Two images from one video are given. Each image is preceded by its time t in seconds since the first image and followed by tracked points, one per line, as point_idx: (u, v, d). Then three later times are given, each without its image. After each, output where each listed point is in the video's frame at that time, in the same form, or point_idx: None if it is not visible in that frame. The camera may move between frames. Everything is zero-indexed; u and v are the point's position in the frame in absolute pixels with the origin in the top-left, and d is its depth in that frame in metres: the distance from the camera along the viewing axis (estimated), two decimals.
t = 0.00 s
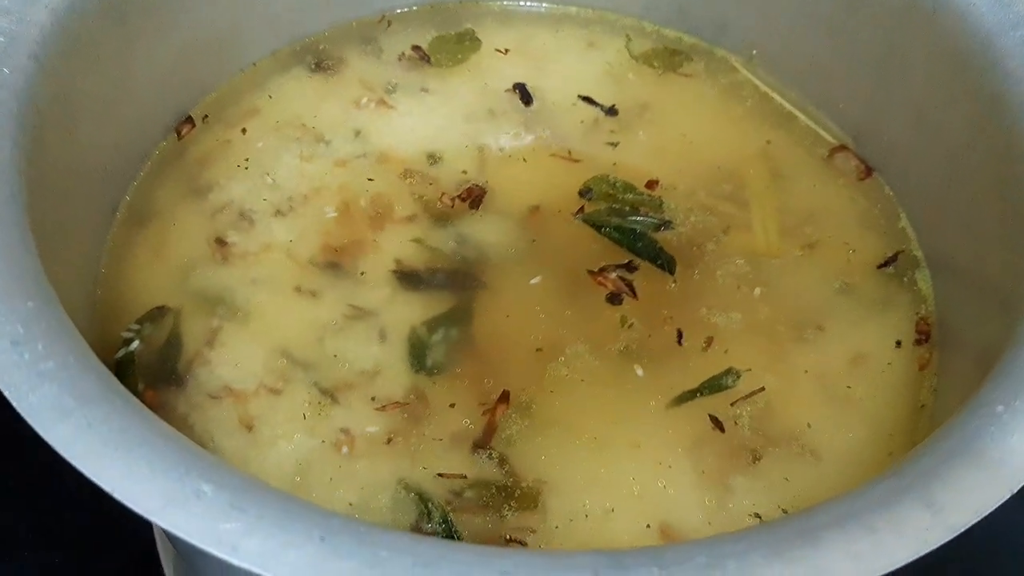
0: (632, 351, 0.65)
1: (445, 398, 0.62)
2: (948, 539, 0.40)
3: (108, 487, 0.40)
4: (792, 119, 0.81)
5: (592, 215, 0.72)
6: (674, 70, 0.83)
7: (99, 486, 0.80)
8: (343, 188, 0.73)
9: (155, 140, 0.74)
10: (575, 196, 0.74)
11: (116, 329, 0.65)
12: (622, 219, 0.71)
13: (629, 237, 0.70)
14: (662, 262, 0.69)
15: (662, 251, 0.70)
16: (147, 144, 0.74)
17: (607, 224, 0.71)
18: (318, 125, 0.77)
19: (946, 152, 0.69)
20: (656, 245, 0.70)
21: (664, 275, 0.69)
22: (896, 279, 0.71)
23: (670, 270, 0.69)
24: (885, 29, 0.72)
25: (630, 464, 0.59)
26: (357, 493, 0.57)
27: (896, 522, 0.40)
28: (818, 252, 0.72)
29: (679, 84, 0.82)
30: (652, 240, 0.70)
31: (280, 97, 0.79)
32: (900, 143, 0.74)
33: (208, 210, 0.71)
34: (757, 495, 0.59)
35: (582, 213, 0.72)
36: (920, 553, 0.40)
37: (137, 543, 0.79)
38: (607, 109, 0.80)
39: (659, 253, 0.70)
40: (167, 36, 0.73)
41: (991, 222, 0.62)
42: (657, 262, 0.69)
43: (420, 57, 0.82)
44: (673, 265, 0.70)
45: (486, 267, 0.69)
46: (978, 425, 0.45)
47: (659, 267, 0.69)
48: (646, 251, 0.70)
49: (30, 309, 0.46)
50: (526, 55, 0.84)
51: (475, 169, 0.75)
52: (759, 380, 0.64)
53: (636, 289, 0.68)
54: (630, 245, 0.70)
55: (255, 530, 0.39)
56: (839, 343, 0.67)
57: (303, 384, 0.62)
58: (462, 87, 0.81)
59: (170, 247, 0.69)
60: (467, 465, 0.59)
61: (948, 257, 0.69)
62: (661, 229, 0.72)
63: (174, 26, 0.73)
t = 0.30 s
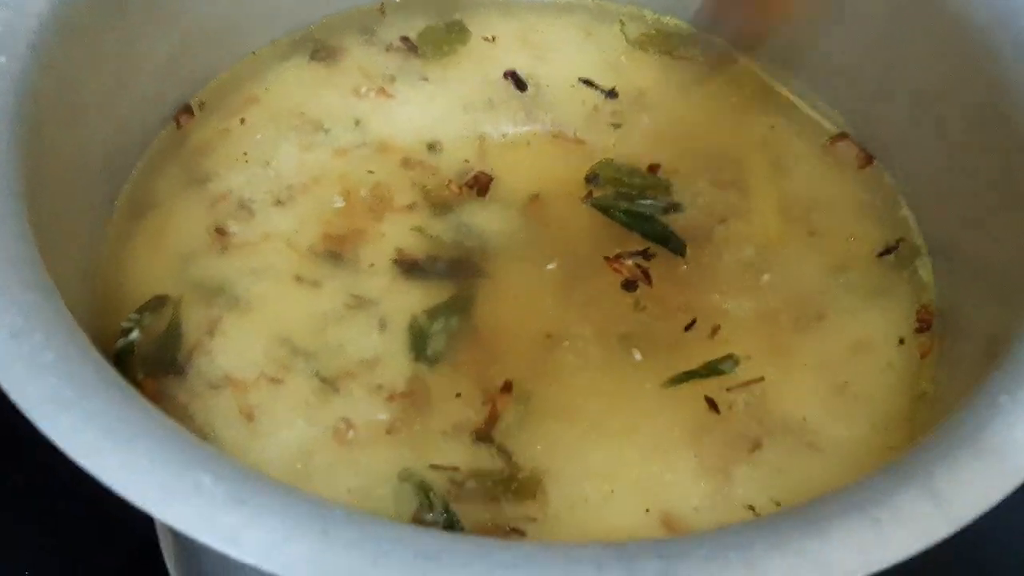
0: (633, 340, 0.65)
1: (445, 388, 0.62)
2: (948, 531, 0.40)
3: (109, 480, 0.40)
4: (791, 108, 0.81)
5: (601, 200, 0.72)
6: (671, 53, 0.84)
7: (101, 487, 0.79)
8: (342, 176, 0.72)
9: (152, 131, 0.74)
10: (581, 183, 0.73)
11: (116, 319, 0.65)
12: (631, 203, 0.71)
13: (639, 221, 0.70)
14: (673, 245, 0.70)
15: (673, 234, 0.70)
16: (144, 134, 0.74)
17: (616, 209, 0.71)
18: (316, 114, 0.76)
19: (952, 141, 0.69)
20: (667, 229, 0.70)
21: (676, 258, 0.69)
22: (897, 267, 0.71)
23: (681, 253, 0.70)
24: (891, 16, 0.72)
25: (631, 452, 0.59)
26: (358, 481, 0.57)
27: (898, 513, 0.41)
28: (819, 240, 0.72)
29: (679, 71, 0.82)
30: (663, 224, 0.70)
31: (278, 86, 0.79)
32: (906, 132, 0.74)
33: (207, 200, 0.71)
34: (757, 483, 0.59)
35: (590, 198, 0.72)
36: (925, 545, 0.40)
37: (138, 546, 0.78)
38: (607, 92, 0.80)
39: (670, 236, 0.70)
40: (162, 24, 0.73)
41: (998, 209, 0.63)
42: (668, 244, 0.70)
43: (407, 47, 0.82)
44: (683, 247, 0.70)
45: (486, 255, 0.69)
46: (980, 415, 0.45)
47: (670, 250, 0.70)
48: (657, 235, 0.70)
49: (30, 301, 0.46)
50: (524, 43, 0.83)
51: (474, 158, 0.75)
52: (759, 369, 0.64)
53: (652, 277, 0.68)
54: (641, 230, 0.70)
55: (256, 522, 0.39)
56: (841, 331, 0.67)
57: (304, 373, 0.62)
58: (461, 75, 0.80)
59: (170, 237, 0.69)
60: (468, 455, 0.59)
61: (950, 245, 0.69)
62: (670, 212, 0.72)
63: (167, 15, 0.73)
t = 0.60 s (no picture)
0: (635, 328, 0.64)
1: (444, 378, 0.61)
2: (959, 523, 0.39)
3: (99, 474, 0.39)
4: (786, 93, 0.80)
5: (610, 182, 0.71)
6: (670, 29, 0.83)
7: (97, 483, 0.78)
8: (334, 165, 0.71)
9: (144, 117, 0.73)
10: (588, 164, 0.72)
11: (108, 308, 0.64)
12: (642, 182, 0.70)
13: (649, 201, 0.69)
14: (685, 226, 0.69)
15: (684, 215, 0.69)
16: (135, 119, 0.72)
17: (626, 190, 0.70)
18: (307, 101, 0.75)
19: (959, 125, 0.68)
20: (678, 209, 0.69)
21: (689, 239, 0.69)
22: (902, 254, 0.70)
23: (693, 234, 0.69)
24: None
25: (633, 442, 0.58)
26: (355, 474, 0.56)
27: (907, 505, 0.40)
28: (823, 227, 0.71)
29: (680, 56, 0.80)
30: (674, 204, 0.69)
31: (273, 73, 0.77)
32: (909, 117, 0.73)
33: (200, 187, 0.70)
34: (761, 474, 0.58)
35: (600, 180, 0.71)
36: (931, 538, 0.39)
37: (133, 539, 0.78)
38: (607, 69, 0.79)
39: (682, 216, 0.69)
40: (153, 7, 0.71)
41: (1006, 193, 0.61)
42: (680, 225, 0.69)
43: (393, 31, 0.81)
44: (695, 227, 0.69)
45: (485, 243, 0.68)
46: (990, 404, 0.44)
47: (682, 231, 0.69)
48: (668, 216, 0.69)
49: (17, 291, 0.45)
50: (520, 29, 0.82)
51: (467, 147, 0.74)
52: (764, 357, 0.63)
53: (670, 263, 0.67)
54: (652, 210, 0.69)
55: (251, 517, 0.38)
56: (846, 319, 0.66)
57: (300, 363, 0.61)
58: (456, 61, 0.79)
59: (162, 225, 0.68)
60: (467, 446, 0.58)
61: (957, 230, 0.68)
62: (681, 192, 0.71)
63: None
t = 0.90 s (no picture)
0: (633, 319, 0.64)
1: (442, 370, 0.61)
2: (957, 513, 0.39)
3: (98, 467, 0.39)
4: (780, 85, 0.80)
5: (618, 168, 0.71)
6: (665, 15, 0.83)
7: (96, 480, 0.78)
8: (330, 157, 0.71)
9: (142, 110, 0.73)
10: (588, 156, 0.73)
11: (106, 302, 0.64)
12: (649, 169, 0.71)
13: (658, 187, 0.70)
14: (694, 212, 0.69)
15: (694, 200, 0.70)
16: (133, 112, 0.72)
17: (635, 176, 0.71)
18: (302, 92, 0.75)
19: (962, 114, 0.68)
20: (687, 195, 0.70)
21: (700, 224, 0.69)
22: (901, 244, 0.70)
23: (703, 218, 0.69)
24: None
25: (631, 434, 0.58)
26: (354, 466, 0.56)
27: (905, 495, 0.40)
28: (822, 218, 0.70)
29: (679, 50, 0.80)
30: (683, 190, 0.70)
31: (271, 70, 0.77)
32: (904, 104, 0.73)
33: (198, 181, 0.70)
34: (760, 464, 0.58)
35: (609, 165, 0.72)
36: (929, 527, 0.39)
37: (129, 530, 0.77)
38: (607, 52, 0.79)
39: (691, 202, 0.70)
40: None
41: (1007, 182, 0.61)
42: (689, 211, 0.70)
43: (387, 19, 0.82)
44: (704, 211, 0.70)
45: (483, 236, 0.68)
46: (988, 395, 0.44)
47: (692, 217, 0.70)
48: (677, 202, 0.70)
49: (14, 284, 0.45)
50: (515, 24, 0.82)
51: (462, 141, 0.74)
52: (763, 348, 0.63)
53: (685, 250, 0.68)
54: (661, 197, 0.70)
55: (249, 510, 0.38)
56: (844, 310, 0.66)
57: (299, 357, 0.61)
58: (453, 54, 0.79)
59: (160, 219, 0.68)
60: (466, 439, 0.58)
61: (956, 220, 0.68)
62: (690, 176, 0.72)
63: None
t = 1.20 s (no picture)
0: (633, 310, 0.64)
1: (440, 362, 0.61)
2: (955, 506, 0.39)
3: (98, 460, 0.39)
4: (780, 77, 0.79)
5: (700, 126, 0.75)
6: None
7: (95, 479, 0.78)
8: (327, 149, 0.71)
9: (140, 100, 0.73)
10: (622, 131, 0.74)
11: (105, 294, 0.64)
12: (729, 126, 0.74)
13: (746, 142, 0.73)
14: (789, 160, 0.72)
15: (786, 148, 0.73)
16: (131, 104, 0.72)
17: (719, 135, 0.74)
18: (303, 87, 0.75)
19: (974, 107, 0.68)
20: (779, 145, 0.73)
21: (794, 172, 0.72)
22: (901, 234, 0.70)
23: (799, 164, 0.72)
24: None
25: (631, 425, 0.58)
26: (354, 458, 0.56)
27: (903, 488, 0.40)
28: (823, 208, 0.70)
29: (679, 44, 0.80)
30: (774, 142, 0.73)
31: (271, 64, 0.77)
32: (937, 89, 0.73)
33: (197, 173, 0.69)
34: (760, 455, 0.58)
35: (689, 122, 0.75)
36: (928, 520, 0.39)
37: (128, 527, 0.77)
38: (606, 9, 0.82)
39: (785, 152, 0.73)
40: None
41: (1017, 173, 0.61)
42: (783, 158, 0.72)
43: None
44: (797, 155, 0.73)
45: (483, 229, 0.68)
46: (987, 387, 0.44)
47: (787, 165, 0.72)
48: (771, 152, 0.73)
49: (13, 276, 0.45)
50: (513, 16, 0.82)
51: (459, 133, 0.74)
52: (763, 340, 0.63)
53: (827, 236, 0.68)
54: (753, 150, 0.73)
55: (248, 503, 0.38)
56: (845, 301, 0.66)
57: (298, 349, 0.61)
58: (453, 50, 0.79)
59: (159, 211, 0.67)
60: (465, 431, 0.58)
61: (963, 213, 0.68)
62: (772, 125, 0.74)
63: None
